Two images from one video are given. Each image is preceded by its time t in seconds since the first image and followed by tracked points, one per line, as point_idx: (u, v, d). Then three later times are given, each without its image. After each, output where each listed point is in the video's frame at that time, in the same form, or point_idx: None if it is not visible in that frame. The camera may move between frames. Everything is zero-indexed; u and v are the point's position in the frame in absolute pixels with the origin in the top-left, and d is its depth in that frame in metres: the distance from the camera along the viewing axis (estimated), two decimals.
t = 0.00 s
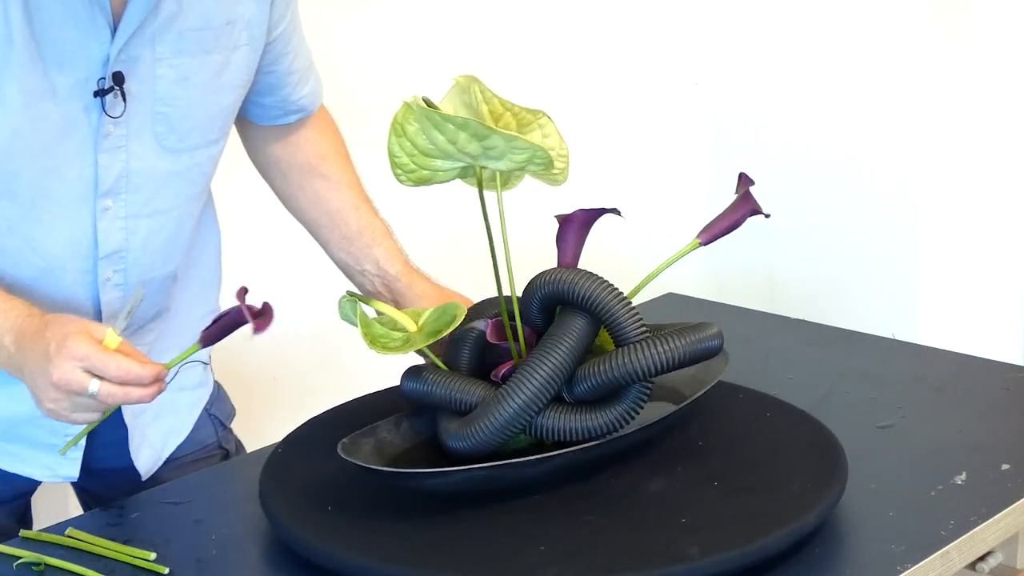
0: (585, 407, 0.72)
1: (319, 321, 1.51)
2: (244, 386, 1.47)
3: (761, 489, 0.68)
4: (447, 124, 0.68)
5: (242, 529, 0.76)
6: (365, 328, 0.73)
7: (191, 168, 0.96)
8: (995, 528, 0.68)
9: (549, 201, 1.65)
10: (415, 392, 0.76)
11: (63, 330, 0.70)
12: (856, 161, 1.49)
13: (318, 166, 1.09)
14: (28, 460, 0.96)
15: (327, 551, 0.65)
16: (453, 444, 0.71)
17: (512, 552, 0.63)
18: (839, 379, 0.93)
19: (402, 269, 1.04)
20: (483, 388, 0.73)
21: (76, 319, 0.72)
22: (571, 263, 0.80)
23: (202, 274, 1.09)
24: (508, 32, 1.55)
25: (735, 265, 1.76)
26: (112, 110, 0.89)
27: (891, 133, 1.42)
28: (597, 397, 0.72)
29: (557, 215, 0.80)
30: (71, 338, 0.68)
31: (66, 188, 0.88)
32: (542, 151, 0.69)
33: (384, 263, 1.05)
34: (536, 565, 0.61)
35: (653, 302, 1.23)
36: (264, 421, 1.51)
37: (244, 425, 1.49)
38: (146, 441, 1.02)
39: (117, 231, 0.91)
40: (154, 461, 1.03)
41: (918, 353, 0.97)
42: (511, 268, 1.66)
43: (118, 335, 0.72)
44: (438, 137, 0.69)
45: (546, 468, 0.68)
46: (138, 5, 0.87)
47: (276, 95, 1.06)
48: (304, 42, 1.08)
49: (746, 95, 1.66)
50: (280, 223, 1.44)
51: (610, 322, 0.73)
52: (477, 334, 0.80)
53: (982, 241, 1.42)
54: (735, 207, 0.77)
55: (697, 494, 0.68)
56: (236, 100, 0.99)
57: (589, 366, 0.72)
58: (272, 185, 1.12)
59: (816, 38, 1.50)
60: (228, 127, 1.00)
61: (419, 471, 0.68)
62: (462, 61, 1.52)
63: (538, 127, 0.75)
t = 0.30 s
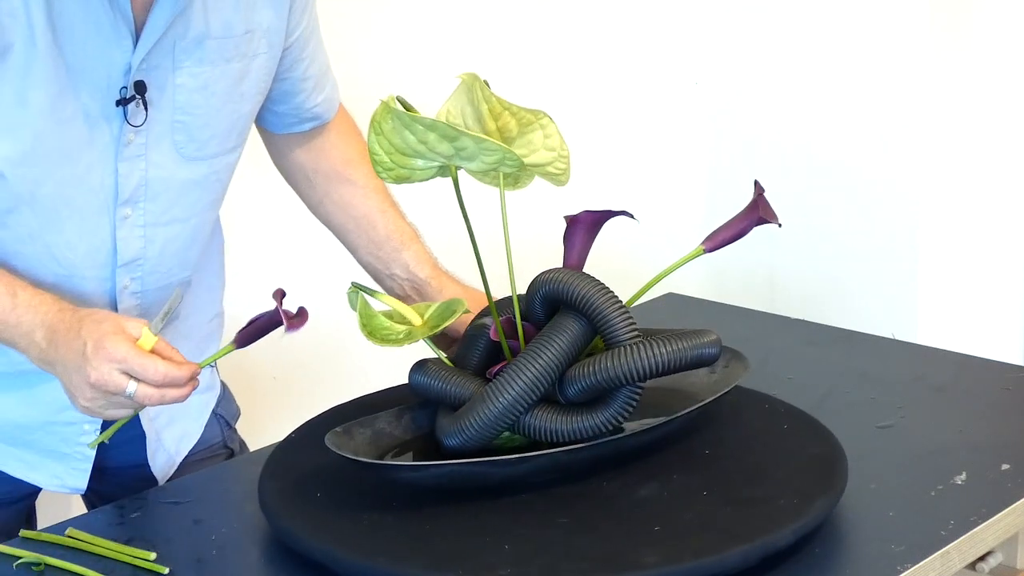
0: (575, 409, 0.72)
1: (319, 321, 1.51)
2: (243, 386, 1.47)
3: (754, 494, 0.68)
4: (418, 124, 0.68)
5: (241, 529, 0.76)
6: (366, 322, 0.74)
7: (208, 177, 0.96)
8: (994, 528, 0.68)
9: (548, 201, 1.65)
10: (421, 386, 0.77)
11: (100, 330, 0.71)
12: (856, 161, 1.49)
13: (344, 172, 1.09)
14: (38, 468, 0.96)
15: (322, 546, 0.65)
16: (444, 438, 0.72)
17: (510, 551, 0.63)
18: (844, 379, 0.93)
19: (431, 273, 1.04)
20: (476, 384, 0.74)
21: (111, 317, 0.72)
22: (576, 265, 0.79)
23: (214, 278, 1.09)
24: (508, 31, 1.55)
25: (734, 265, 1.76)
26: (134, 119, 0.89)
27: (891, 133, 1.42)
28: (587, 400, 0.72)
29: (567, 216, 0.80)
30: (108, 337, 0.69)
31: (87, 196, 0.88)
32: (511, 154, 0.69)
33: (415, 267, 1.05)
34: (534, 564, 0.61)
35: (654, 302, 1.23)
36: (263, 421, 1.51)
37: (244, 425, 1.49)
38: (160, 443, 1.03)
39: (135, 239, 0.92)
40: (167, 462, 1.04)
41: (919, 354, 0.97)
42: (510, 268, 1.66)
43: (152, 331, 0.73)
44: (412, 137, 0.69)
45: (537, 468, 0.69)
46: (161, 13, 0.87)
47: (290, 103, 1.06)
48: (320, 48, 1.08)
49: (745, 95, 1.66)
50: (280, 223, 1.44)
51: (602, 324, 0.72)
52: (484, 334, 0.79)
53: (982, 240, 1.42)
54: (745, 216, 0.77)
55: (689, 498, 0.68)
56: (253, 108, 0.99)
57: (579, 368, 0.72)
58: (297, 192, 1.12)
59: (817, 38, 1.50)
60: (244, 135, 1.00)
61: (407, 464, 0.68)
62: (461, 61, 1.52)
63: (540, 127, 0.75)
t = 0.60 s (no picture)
0: (574, 409, 0.72)
1: (320, 321, 1.51)
2: (244, 386, 1.47)
3: (751, 494, 0.68)
4: (420, 123, 0.68)
5: (242, 528, 0.76)
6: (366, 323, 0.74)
7: (219, 180, 0.96)
8: (995, 528, 0.68)
9: (549, 201, 1.65)
10: (422, 386, 0.77)
11: (111, 327, 0.71)
12: (856, 161, 1.49)
13: (343, 175, 1.09)
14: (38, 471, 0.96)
15: (324, 545, 0.65)
16: (443, 438, 0.72)
17: (511, 551, 0.63)
18: (842, 379, 0.93)
19: (430, 273, 1.04)
20: (475, 385, 0.74)
21: (122, 315, 0.73)
22: (576, 266, 0.80)
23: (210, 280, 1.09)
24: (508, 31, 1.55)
25: (735, 265, 1.76)
26: (152, 119, 0.89)
27: (892, 133, 1.42)
28: (587, 400, 0.72)
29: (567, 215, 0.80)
30: (117, 335, 0.70)
31: (102, 195, 0.88)
32: (514, 154, 0.69)
33: (413, 268, 1.05)
34: (534, 564, 0.62)
35: (654, 301, 1.23)
36: (264, 421, 1.51)
37: (244, 425, 1.49)
38: (165, 444, 1.03)
39: (145, 240, 0.92)
40: (173, 461, 1.04)
41: (919, 354, 0.97)
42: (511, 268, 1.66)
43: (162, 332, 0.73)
44: (415, 137, 0.69)
45: (536, 468, 0.69)
46: (187, 14, 0.87)
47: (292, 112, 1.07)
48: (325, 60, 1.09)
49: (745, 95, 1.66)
50: (280, 223, 1.44)
51: (602, 324, 0.72)
52: (485, 334, 0.80)
53: (982, 240, 1.42)
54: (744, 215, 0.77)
55: (687, 497, 0.68)
56: (265, 112, 0.99)
57: (579, 368, 0.72)
58: (295, 198, 1.12)
59: (817, 39, 1.50)
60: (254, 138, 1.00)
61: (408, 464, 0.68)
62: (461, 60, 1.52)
63: (540, 127, 0.75)
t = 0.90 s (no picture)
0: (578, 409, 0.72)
1: (319, 322, 1.51)
2: (245, 386, 1.47)
3: (755, 491, 0.68)
4: (431, 122, 0.68)
5: (242, 529, 0.76)
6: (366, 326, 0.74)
7: (221, 165, 0.97)
8: (995, 528, 0.68)
9: (549, 201, 1.65)
10: (420, 388, 0.77)
11: (130, 303, 0.71)
12: (856, 160, 1.49)
13: (335, 171, 1.09)
14: (50, 464, 0.96)
15: (330, 549, 0.65)
16: (446, 439, 0.72)
17: (512, 551, 0.63)
18: (841, 379, 0.93)
19: (420, 269, 1.03)
20: (478, 386, 0.74)
21: (141, 289, 0.73)
22: (574, 264, 0.80)
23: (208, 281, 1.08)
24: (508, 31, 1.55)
25: (735, 266, 1.76)
26: (158, 101, 0.89)
27: (892, 134, 1.42)
28: (591, 399, 0.72)
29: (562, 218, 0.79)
30: (137, 311, 0.70)
31: (110, 179, 0.88)
32: (525, 153, 0.69)
33: (402, 263, 1.04)
34: (535, 564, 0.62)
35: (653, 302, 1.23)
36: (264, 421, 1.50)
37: (244, 425, 1.49)
38: (172, 440, 1.03)
39: (152, 225, 0.92)
40: (179, 458, 1.04)
41: (919, 354, 0.97)
42: (510, 268, 1.66)
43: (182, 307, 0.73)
44: (424, 135, 0.69)
45: (539, 467, 0.69)
46: None
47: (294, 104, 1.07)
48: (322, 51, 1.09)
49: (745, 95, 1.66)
50: (281, 223, 1.44)
51: (606, 324, 0.72)
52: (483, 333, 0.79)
53: (982, 240, 1.42)
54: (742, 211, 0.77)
55: (690, 495, 0.68)
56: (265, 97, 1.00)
57: (583, 368, 0.72)
58: (288, 193, 1.12)
59: (818, 39, 1.50)
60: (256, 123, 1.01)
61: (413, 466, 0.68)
62: (461, 60, 1.52)
63: (540, 128, 0.75)
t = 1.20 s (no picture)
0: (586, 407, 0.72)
1: (320, 322, 1.51)
2: (245, 386, 1.47)
3: (766, 485, 0.69)
4: (454, 126, 0.67)
5: (241, 529, 0.76)
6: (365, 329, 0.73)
7: (183, 131, 0.96)
8: (994, 528, 0.68)
9: (550, 201, 1.66)
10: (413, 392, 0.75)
11: (89, 273, 0.71)
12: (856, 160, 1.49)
13: (307, 167, 1.07)
14: (42, 453, 0.96)
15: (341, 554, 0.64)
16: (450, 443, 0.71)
17: (517, 551, 0.63)
18: (838, 379, 0.93)
19: (393, 268, 1.03)
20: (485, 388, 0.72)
21: (99, 258, 0.73)
22: (570, 262, 0.80)
23: (189, 276, 1.07)
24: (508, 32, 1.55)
25: (735, 266, 1.76)
26: (112, 62, 0.89)
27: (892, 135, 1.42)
28: (598, 397, 0.72)
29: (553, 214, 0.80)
30: (94, 280, 0.70)
31: (68, 142, 0.88)
32: (550, 153, 0.68)
33: (375, 262, 1.03)
34: (538, 564, 0.62)
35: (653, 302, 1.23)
36: (263, 421, 1.50)
37: (244, 425, 1.49)
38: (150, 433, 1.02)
39: (117, 191, 0.92)
40: (158, 452, 1.03)
41: (919, 354, 0.97)
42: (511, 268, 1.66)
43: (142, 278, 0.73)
44: (446, 138, 0.69)
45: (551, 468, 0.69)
46: None
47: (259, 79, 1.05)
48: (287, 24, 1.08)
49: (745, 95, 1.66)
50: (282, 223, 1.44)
51: (611, 321, 0.72)
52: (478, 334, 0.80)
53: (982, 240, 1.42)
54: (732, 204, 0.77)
55: (698, 492, 0.69)
56: (229, 65, 0.98)
57: (590, 366, 0.72)
58: (259, 187, 1.11)
59: (818, 40, 1.50)
60: (224, 92, 0.99)
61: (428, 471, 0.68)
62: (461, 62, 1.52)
63: (539, 128, 0.74)
